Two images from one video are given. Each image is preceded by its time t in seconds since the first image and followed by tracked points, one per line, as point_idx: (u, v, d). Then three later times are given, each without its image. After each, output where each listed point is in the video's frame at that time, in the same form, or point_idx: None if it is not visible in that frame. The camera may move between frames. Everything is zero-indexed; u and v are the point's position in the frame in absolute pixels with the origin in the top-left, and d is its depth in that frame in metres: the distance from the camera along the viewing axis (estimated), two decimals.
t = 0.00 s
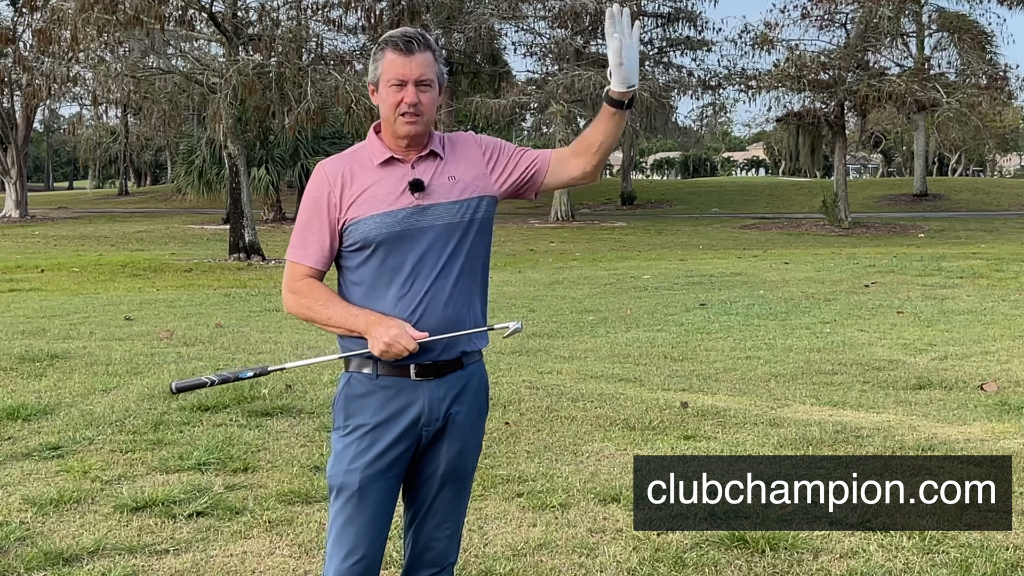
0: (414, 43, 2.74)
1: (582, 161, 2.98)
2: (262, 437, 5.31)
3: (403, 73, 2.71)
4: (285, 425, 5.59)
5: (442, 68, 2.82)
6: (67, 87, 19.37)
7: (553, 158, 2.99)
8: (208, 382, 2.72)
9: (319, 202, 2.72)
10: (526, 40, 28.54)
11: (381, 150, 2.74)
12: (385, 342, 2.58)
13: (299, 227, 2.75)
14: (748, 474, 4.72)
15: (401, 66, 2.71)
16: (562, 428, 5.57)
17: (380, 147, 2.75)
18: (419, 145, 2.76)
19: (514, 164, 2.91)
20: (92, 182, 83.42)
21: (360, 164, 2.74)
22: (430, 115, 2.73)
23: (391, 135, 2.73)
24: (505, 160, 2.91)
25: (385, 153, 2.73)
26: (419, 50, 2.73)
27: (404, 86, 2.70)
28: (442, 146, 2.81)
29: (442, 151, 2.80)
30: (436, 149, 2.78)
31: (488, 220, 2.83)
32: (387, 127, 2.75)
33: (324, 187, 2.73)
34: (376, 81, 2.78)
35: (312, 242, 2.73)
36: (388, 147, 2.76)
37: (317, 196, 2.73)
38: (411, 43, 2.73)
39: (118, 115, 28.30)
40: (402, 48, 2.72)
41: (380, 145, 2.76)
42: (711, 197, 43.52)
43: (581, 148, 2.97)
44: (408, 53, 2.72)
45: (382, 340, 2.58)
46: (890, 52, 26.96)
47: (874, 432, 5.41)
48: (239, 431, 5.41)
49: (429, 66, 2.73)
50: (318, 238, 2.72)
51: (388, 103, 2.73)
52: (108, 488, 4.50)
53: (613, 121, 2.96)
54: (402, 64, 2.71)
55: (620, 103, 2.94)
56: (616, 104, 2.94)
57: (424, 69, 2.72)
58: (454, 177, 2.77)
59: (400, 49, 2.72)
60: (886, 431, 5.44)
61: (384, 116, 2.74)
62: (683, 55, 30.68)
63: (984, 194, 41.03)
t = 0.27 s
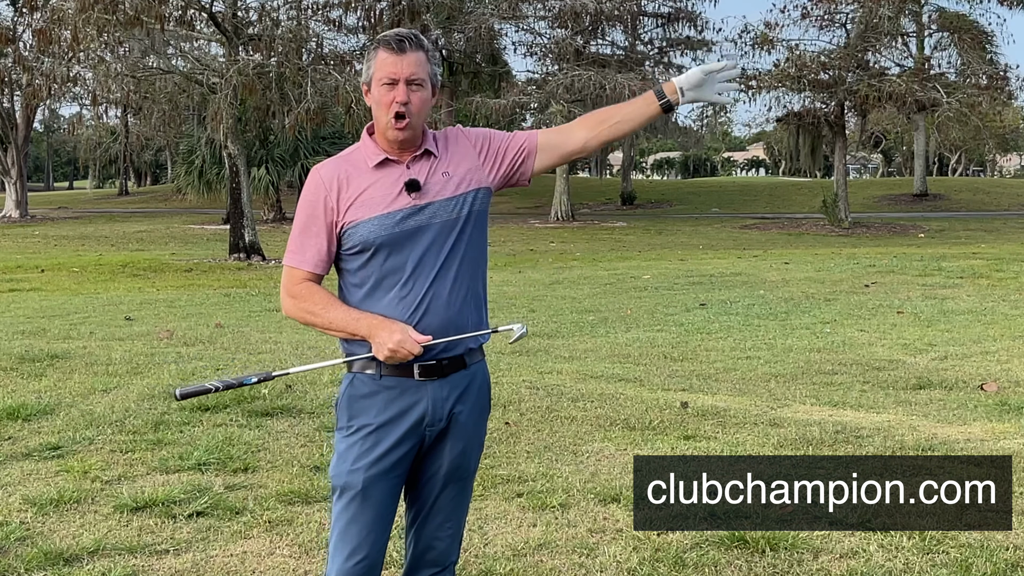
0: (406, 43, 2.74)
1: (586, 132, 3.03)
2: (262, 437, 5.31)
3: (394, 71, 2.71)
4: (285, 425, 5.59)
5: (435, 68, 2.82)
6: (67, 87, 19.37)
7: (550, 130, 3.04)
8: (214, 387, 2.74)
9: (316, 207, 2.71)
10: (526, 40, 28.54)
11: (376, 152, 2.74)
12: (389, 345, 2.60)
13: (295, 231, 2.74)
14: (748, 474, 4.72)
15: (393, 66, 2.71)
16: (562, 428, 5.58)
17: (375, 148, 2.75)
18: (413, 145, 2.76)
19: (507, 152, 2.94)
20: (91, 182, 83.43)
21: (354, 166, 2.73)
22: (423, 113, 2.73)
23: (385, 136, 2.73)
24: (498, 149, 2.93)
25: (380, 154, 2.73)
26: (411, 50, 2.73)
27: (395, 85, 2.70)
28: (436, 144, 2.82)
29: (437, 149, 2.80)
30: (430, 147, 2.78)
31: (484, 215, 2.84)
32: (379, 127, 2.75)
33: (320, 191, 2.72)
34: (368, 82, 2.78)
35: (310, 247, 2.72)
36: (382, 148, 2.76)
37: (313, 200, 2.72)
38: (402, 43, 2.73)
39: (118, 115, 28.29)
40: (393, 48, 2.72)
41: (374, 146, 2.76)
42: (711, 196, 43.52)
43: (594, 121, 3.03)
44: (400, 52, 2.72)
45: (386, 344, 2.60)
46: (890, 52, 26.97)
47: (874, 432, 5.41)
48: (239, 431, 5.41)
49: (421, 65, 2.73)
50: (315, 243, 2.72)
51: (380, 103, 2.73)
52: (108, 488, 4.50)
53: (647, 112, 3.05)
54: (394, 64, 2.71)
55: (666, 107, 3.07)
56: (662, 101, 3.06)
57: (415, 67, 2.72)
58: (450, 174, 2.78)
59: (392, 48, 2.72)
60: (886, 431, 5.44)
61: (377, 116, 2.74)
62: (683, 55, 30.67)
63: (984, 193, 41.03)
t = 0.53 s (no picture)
0: (406, 43, 2.75)
1: (587, 145, 3.04)
2: (262, 437, 5.31)
3: (394, 72, 2.71)
4: (285, 425, 5.59)
5: (436, 69, 2.82)
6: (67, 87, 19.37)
7: (550, 141, 3.05)
8: (225, 361, 2.74)
9: (315, 203, 2.69)
10: (526, 40, 28.53)
11: (377, 151, 2.74)
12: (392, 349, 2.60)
13: (293, 228, 2.72)
14: (748, 474, 4.72)
15: (393, 66, 2.71)
16: (562, 428, 5.57)
17: (374, 148, 2.74)
18: (414, 145, 2.76)
19: (507, 157, 2.94)
20: (91, 182, 83.48)
21: (356, 165, 2.72)
22: (423, 115, 2.73)
23: (385, 137, 2.73)
24: (497, 153, 2.93)
25: (380, 153, 2.73)
26: (411, 50, 2.74)
27: (395, 85, 2.71)
28: (436, 145, 2.82)
29: (437, 150, 2.80)
30: (431, 148, 2.78)
31: (484, 217, 2.85)
32: (379, 128, 2.75)
33: (319, 189, 2.70)
34: (369, 80, 2.78)
35: (308, 244, 2.70)
36: (382, 148, 2.75)
37: (312, 197, 2.70)
38: (403, 43, 2.74)
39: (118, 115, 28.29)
40: (393, 48, 2.73)
41: (374, 145, 2.75)
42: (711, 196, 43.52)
43: (595, 134, 3.04)
44: (400, 52, 2.72)
45: (389, 347, 2.60)
46: (890, 52, 26.97)
47: (874, 432, 5.41)
48: (239, 431, 5.42)
49: (421, 65, 2.74)
50: (313, 239, 2.70)
51: (380, 103, 2.74)
52: (108, 488, 4.51)
53: (647, 130, 3.06)
54: (394, 63, 2.71)
55: (666, 125, 3.07)
56: (663, 120, 3.06)
57: (415, 68, 2.72)
58: (450, 175, 2.78)
59: (392, 48, 2.73)
60: (886, 431, 5.44)
61: (377, 116, 2.74)
62: (683, 55, 30.67)
63: (984, 194, 41.02)
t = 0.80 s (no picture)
0: (408, 42, 2.75)
1: (587, 146, 3.04)
2: (262, 437, 5.31)
3: (397, 71, 2.71)
4: (285, 425, 5.59)
5: (437, 69, 2.82)
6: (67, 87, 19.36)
7: (551, 141, 3.05)
8: (243, 331, 2.78)
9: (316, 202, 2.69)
10: (526, 40, 28.52)
11: (378, 150, 2.73)
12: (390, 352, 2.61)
13: (292, 226, 2.72)
14: (748, 474, 4.72)
15: (395, 65, 2.71)
16: (562, 428, 5.57)
17: (376, 147, 2.74)
18: (416, 145, 2.76)
19: (508, 158, 2.94)
20: (91, 181, 83.52)
21: (357, 164, 2.72)
22: (424, 115, 2.73)
23: (386, 137, 2.74)
24: (498, 154, 2.93)
25: (381, 153, 2.73)
26: (413, 50, 2.74)
27: (397, 84, 2.70)
28: (437, 146, 2.82)
29: (438, 150, 2.80)
30: (432, 148, 2.78)
31: (484, 218, 2.85)
32: (381, 128, 2.75)
33: (320, 188, 2.71)
34: (371, 79, 2.77)
35: (307, 242, 2.70)
36: (384, 148, 2.75)
37: (313, 196, 2.70)
38: (405, 42, 2.74)
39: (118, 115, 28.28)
40: (395, 47, 2.73)
41: (376, 145, 2.75)
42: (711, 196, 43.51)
43: (595, 134, 3.04)
44: (402, 51, 2.72)
45: (388, 351, 2.61)
46: (890, 52, 26.97)
47: (874, 432, 5.41)
48: (239, 431, 5.41)
49: (423, 66, 2.74)
50: (313, 238, 2.70)
51: (381, 102, 2.73)
52: (108, 488, 4.51)
53: (647, 128, 3.05)
54: (396, 63, 2.71)
55: (666, 122, 3.06)
56: (662, 116, 3.05)
57: (417, 67, 2.72)
58: (451, 174, 2.78)
59: (394, 47, 2.73)
60: (886, 431, 5.44)
61: (378, 115, 2.74)
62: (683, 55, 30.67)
63: (984, 194, 41.01)
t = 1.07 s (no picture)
0: (410, 42, 2.74)
1: (588, 148, 3.03)
2: (262, 437, 5.31)
3: (398, 71, 2.71)
4: (285, 425, 5.59)
5: (439, 69, 2.82)
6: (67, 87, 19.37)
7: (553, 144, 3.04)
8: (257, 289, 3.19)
9: (315, 201, 2.70)
10: (526, 40, 28.52)
11: (378, 151, 2.73)
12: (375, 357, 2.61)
13: (292, 225, 2.72)
14: (748, 474, 4.72)
15: (397, 65, 2.71)
16: (562, 428, 5.58)
17: (377, 147, 2.74)
18: (417, 145, 2.75)
19: (508, 160, 2.93)
20: (91, 181, 83.59)
21: (357, 164, 2.72)
22: (426, 115, 2.73)
23: (387, 137, 2.73)
24: (499, 155, 2.93)
25: (382, 154, 2.73)
26: (415, 50, 2.74)
27: (398, 85, 2.70)
28: (438, 146, 2.82)
29: (439, 150, 2.80)
30: (433, 148, 2.78)
31: (484, 219, 2.84)
32: (382, 128, 2.75)
33: (320, 187, 2.71)
34: (372, 79, 2.77)
35: (307, 241, 2.71)
36: (385, 148, 2.75)
37: (313, 194, 2.71)
38: (407, 43, 2.74)
39: (118, 115, 28.28)
40: (397, 47, 2.73)
41: (377, 145, 2.75)
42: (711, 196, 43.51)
43: (595, 136, 3.03)
44: (404, 51, 2.72)
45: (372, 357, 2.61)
46: (890, 52, 26.97)
47: (874, 432, 5.41)
48: (239, 431, 5.42)
49: (425, 66, 2.73)
50: (312, 237, 2.70)
51: (382, 102, 2.73)
52: (108, 488, 4.51)
53: (647, 128, 3.05)
54: (398, 62, 2.71)
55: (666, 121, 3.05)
56: (661, 116, 3.04)
57: (419, 67, 2.72)
58: (451, 175, 2.77)
59: (395, 47, 2.72)
60: (886, 431, 5.45)
61: (379, 115, 2.74)
62: (683, 56, 30.68)
63: (984, 194, 41.01)
